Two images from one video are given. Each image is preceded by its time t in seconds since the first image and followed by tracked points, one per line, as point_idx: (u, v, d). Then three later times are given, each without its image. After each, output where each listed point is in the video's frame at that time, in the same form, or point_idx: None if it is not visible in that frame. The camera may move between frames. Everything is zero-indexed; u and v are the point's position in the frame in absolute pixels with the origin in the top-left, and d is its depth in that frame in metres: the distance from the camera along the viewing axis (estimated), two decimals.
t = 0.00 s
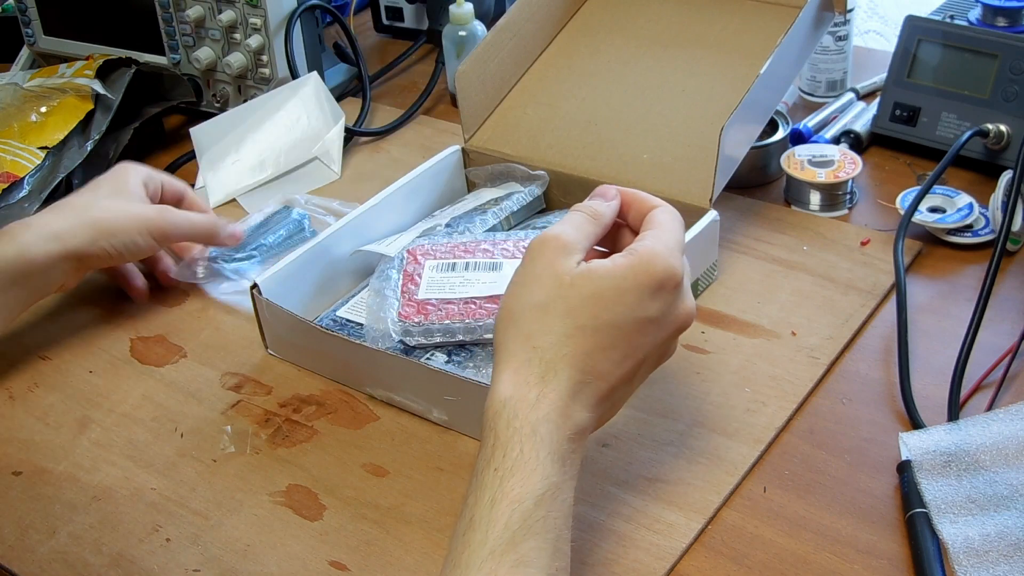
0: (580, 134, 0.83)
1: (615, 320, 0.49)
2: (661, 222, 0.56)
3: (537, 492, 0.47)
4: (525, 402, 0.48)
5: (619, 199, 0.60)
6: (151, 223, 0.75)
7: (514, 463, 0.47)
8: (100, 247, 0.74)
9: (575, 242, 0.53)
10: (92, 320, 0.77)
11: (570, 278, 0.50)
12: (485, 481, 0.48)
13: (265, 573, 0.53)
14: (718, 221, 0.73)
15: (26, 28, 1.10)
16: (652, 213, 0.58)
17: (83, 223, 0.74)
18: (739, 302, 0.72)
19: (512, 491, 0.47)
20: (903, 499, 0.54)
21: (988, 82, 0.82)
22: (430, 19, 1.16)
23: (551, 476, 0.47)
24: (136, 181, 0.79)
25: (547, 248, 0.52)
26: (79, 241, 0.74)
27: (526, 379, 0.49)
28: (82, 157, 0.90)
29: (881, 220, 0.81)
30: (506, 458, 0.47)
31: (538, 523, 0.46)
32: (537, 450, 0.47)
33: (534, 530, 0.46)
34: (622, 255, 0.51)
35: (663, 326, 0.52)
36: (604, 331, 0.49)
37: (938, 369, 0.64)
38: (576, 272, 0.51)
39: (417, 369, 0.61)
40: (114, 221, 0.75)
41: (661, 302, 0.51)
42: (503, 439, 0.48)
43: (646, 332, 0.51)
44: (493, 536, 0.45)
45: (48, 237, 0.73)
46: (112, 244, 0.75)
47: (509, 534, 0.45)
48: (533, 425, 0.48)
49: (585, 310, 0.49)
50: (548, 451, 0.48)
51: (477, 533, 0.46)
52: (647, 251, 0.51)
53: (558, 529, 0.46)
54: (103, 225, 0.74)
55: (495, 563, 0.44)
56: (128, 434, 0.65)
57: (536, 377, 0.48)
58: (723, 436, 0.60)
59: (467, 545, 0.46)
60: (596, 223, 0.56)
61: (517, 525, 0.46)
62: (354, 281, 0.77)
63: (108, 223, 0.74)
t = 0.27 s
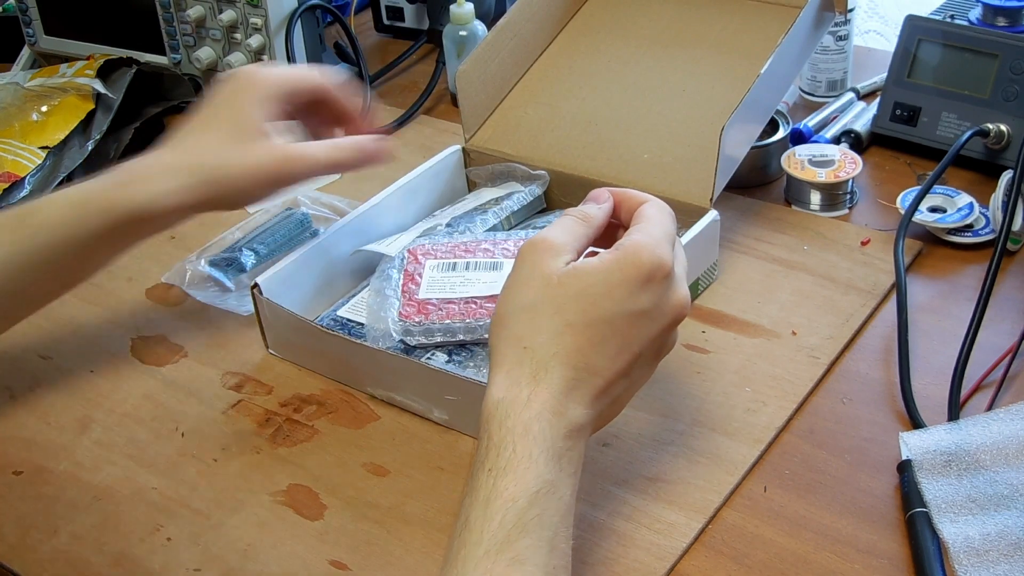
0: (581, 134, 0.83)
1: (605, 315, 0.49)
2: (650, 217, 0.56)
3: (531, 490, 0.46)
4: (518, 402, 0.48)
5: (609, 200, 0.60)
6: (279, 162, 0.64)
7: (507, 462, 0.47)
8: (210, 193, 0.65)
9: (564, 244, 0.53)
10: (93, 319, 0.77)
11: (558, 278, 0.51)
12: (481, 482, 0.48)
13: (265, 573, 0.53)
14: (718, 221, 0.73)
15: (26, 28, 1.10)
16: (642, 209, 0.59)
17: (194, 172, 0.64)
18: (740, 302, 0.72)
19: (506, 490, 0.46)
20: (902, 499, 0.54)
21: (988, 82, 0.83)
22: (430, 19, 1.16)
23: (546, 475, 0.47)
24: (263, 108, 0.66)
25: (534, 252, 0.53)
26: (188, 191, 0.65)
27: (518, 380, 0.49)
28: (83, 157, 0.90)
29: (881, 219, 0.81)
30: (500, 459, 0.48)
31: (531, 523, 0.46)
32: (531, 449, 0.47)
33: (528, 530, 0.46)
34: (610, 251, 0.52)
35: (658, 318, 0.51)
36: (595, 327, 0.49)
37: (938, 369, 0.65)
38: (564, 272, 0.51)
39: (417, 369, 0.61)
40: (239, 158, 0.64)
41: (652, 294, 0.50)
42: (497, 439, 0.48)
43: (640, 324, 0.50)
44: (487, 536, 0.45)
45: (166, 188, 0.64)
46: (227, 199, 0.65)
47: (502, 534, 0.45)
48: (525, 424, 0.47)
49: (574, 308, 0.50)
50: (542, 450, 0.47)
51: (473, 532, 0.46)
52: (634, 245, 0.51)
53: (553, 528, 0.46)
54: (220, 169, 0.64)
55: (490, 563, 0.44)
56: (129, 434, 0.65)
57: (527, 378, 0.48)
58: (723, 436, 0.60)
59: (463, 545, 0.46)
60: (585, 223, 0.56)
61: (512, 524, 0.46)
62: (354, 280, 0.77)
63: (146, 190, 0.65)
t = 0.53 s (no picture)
0: (581, 134, 0.83)
1: (617, 318, 0.49)
2: (664, 221, 0.57)
3: (542, 492, 0.46)
4: (529, 406, 0.48)
5: (624, 207, 0.61)
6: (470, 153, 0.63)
7: (518, 464, 0.47)
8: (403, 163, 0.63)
9: (577, 249, 0.54)
10: (92, 319, 0.77)
11: (571, 281, 0.51)
12: (491, 485, 0.48)
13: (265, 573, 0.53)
14: (718, 221, 0.73)
15: (26, 28, 1.10)
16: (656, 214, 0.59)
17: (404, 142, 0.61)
18: (740, 302, 0.72)
19: (516, 493, 0.46)
20: (904, 499, 0.54)
21: (988, 82, 0.83)
22: (430, 18, 1.16)
23: (557, 477, 0.47)
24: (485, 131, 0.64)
25: (548, 257, 0.53)
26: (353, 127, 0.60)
27: (531, 383, 0.49)
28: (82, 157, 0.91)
29: (881, 219, 0.81)
30: (510, 461, 0.48)
31: (542, 525, 0.46)
32: (542, 451, 0.47)
33: (538, 532, 0.45)
34: (622, 254, 0.52)
35: (672, 321, 0.51)
36: (607, 330, 0.49)
37: (937, 369, 0.65)
38: (576, 276, 0.51)
39: (417, 369, 0.61)
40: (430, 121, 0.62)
41: (665, 296, 0.50)
42: (508, 442, 0.48)
43: (653, 326, 0.50)
44: (498, 538, 0.45)
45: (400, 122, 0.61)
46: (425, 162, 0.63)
47: (512, 536, 0.45)
48: (537, 427, 0.47)
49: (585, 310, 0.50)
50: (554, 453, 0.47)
51: (483, 536, 0.46)
52: (648, 248, 0.51)
53: (563, 530, 0.46)
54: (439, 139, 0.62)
55: (499, 564, 0.44)
56: (129, 434, 0.65)
57: (539, 381, 0.49)
58: (722, 436, 0.60)
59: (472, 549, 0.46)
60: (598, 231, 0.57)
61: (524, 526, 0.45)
62: (356, 279, 0.76)
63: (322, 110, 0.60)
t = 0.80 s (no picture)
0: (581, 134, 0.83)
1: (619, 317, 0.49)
2: (665, 220, 0.56)
3: (544, 491, 0.46)
4: (530, 404, 0.48)
5: (625, 206, 0.61)
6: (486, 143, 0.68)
7: (520, 464, 0.47)
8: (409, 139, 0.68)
9: (578, 249, 0.54)
10: (92, 319, 0.77)
11: (573, 281, 0.51)
12: (493, 485, 0.48)
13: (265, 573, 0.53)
14: (718, 221, 0.73)
15: (26, 28, 1.10)
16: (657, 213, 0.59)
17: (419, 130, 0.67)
18: (740, 302, 0.72)
19: (519, 492, 0.46)
20: (904, 499, 0.54)
21: (988, 82, 0.82)
22: (430, 18, 1.16)
23: (558, 476, 0.47)
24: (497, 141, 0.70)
25: (550, 255, 0.53)
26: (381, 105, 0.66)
27: (532, 381, 0.49)
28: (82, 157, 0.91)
29: (881, 219, 0.81)
30: (512, 461, 0.48)
31: (544, 525, 0.46)
32: (545, 451, 0.47)
33: (540, 531, 0.45)
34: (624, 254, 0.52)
35: (674, 321, 0.51)
36: (609, 329, 0.49)
37: (937, 369, 0.64)
38: (578, 275, 0.51)
39: (416, 370, 0.61)
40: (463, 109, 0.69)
41: (667, 296, 0.50)
42: (510, 442, 0.48)
43: (655, 326, 0.50)
44: (500, 537, 0.45)
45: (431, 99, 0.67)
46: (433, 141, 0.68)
47: (513, 535, 0.45)
48: (539, 426, 0.47)
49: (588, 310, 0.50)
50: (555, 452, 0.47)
51: (484, 535, 0.46)
52: (650, 248, 0.51)
53: (565, 530, 0.46)
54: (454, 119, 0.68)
55: (501, 563, 0.44)
56: (128, 434, 0.65)
57: (541, 379, 0.49)
58: (722, 437, 0.60)
59: (473, 548, 0.46)
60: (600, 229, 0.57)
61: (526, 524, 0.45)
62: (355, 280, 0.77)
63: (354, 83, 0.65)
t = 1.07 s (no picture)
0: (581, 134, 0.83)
1: (619, 316, 0.49)
2: (666, 211, 0.56)
3: (541, 492, 0.46)
4: (527, 405, 0.48)
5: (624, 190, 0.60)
6: (438, 78, 0.65)
7: (518, 464, 0.47)
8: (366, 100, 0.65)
9: (575, 242, 0.53)
10: (92, 319, 0.77)
11: (571, 278, 0.50)
12: (490, 484, 0.48)
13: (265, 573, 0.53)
14: (718, 221, 0.73)
15: (26, 28, 1.10)
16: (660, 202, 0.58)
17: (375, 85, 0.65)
18: (740, 302, 0.72)
19: (516, 492, 0.46)
20: (903, 499, 0.54)
21: (989, 82, 0.82)
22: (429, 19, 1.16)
23: (555, 477, 0.47)
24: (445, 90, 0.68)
25: (548, 248, 0.52)
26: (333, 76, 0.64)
27: (530, 380, 0.49)
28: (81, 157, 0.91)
29: (881, 219, 0.81)
30: (510, 461, 0.47)
31: (542, 523, 0.46)
32: (541, 451, 0.47)
33: (538, 531, 0.45)
34: (624, 250, 0.51)
35: (673, 318, 0.50)
36: (609, 329, 0.49)
37: (937, 369, 0.65)
38: (577, 271, 0.50)
39: (416, 370, 0.61)
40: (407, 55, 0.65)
41: (666, 295, 0.50)
42: (508, 442, 0.48)
43: (654, 324, 0.50)
44: (497, 536, 0.45)
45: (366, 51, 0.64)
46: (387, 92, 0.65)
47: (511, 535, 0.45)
48: (537, 427, 0.47)
49: (589, 307, 0.49)
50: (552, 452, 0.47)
51: (483, 535, 0.46)
52: (650, 243, 0.51)
53: (562, 530, 0.46)
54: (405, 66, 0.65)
55: (499, 564, 0.44)
56: (128, 434, 0.65)
57: (538, 379, 0.48)
58: (722, 437, 0.60)
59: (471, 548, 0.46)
60: (599, 217, 0.56)
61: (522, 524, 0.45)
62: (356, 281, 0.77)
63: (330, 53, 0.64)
